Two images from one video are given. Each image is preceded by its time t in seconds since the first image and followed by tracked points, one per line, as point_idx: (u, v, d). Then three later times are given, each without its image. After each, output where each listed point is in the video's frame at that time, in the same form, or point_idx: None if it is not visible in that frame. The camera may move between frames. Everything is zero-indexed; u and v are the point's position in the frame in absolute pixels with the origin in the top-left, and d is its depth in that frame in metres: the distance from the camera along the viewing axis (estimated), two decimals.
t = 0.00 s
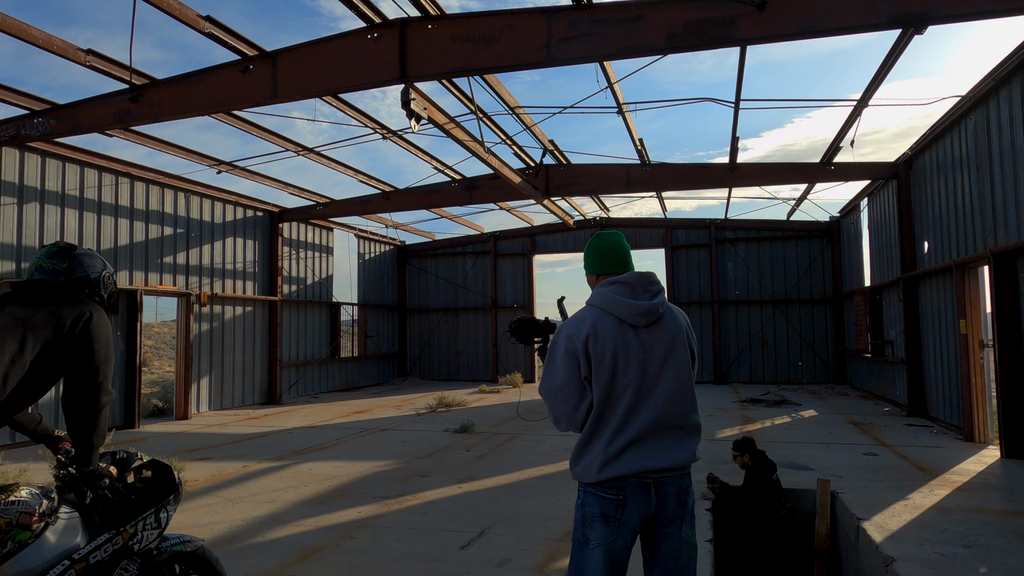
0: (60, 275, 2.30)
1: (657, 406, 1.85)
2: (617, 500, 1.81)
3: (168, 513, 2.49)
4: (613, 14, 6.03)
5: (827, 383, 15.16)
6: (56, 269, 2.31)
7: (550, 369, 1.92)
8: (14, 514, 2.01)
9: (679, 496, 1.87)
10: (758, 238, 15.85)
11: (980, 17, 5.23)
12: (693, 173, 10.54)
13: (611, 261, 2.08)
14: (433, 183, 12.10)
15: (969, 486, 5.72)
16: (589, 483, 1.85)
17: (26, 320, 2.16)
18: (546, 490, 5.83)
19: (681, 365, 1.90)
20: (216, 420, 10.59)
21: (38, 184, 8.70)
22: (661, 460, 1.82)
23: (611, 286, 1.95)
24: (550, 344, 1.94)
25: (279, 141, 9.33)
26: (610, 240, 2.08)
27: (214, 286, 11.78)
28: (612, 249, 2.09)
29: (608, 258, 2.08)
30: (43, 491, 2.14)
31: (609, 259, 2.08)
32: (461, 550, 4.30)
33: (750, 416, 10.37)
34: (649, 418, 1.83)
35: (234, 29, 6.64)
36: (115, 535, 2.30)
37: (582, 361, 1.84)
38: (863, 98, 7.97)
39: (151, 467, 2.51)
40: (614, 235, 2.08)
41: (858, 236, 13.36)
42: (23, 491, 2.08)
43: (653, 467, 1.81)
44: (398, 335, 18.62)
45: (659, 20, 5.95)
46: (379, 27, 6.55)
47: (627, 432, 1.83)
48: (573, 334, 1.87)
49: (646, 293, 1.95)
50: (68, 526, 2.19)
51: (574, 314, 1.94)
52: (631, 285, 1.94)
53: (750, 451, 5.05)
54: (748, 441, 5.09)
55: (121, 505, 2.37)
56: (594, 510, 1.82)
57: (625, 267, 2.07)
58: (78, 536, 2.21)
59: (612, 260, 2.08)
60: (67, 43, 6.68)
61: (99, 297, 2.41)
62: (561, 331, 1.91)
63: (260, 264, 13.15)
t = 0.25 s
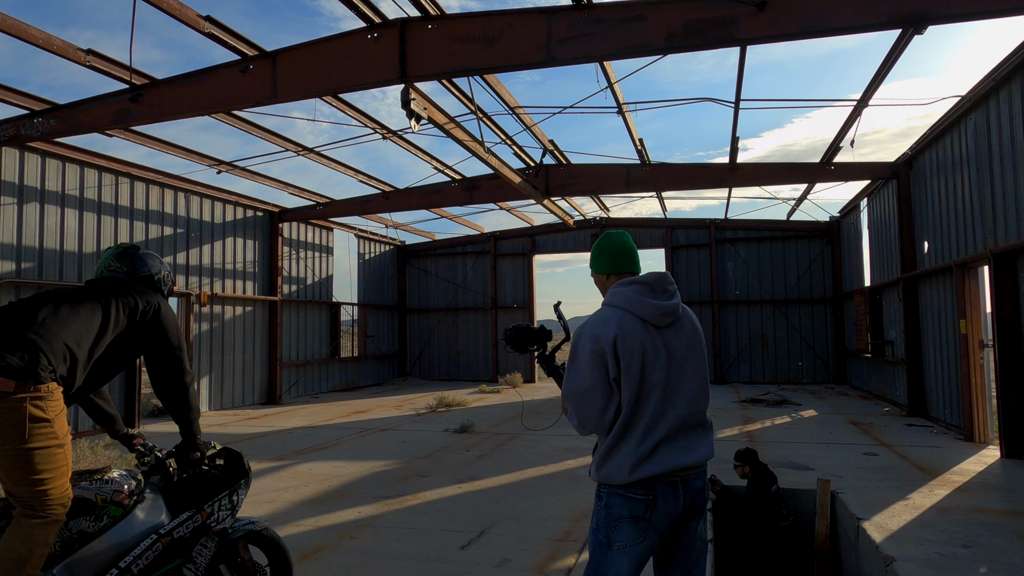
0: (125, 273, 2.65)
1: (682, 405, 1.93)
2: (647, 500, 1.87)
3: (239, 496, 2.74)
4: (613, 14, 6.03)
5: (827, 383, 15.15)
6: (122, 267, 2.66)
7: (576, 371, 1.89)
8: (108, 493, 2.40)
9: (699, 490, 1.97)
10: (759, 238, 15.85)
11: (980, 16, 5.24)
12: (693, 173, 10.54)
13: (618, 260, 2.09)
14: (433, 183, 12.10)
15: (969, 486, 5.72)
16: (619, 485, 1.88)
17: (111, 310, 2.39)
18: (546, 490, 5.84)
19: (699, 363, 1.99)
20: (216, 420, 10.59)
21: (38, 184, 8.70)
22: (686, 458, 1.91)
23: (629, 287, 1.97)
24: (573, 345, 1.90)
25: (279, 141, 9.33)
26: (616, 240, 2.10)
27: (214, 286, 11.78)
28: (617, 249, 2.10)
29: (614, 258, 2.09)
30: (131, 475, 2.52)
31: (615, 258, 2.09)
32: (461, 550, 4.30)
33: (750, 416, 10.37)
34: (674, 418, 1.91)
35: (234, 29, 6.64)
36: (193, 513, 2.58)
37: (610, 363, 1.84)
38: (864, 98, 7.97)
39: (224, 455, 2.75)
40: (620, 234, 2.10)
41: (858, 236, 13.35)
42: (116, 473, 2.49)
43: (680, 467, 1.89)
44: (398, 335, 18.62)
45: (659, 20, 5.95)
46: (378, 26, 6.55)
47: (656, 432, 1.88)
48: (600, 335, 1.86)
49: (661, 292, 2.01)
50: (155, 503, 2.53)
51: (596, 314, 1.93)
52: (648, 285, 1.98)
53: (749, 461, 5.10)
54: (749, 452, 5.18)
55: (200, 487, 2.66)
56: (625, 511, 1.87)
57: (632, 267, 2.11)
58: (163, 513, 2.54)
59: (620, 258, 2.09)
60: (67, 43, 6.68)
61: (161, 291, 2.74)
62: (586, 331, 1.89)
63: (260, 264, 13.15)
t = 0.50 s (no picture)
0: (197, 278, 2.84)
1: (690, 404, 1.95)
2: (659, 500, 1.88)
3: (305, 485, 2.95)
4: (613, 14, 6.03)
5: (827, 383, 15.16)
6: (194, 271, 2.85)
7: (588, 372, 1.86)
8: (199, 479, 2.53)
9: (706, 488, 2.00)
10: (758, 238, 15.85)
11: (980, 16, 5.23)
12: (693, 173, 10.54)
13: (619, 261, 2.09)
14: (433, 183, 12.11)
15: (969, 485, 5.72)
16: (630, 486, 1.88)
17: (187, 308, 2.61)
18: (547, 490, 5.84)
19: (705, 362, 2.03)
20: (216, 420, 10.60)
21: (38, 184, 8.69)
22: (696, 457, 1.93)
23: (637, 287, 1.98)
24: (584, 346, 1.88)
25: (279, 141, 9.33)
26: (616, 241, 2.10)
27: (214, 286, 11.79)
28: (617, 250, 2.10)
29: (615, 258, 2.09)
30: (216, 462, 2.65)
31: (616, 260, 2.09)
32: (461, 550, 4.30)
33: (750, 416, 10.38)
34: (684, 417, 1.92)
35: (234, 29, 6.64)
36: (270, 499, 2.74)
37: (622, 363, 1.83)
38: (863, 98, 7.96)
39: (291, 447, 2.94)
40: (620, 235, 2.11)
41: (858, 236, 13.35)
42: (203, 460, 2.61)
43: (691, 466, 1.91)
44: (398, 335, 18.63)
45: (659, 20, 5.95)
46: (379, 26, 6.54)
47: (668, 432, 1.89)
48: (613, 335, 1.85)
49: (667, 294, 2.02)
50: (236, 490, 2.67)
51: (605, 315, 1.92)
52: (655, 286, 1.99)
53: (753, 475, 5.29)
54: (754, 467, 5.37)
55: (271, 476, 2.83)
56: (636, 512, 1.87)
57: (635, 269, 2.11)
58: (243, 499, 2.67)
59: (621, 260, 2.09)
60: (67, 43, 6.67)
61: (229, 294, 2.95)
62: (598, 332, 1.88)
63: (260, 264, 13.16)
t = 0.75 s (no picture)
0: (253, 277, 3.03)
1: (689, 403, 1.95)
2: (658, 498, 1.88)
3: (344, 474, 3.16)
4: (613, 14, 6.03)
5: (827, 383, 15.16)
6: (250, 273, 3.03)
7: (588, 372, 1.86)
8: (262, 468, 2.78)
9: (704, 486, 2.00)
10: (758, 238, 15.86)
11: (980, 17, 5.24)
12: (693, 173, 10.54)
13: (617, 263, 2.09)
14: (433, 183, 12.11)
15: (969, 486, 5.72)
16: (629, 484, 1.88)
17: (241, 310, 2.83)
18: (547, 490, 5.84)
19: (703, 361, 2.03)
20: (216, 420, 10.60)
21: (38, 183, 8.69)
22: (695, 455, 1.93)
23: (635, 287, 1.98)
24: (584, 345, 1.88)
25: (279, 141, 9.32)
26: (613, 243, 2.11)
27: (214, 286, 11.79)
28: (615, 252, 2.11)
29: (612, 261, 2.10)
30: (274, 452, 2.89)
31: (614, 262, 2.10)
32: (461, 550, 4.30)
33: (750, 416, 10.38)
34: (683, 416, 1.92)
35: (234, 29, 6.64)
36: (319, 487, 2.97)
37: (622, 363, 1.83)
38: (863, 98, 7.97)
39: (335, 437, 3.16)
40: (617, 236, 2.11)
41: (858, 237, 13.35)
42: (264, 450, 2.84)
43: (691, 465, 1.91)
44: (399, 335, 18.63)
45: (659, 20, 5.95)
46: (378, 27, 6.55)
47: (667, 430, 1.89)
48: (613, 335, 1.85)
49: (666, 294, 2.03)
50: (290, 478, 2.91)
51: (604, 315, 1.92)
52: (653, 286, 2.00)
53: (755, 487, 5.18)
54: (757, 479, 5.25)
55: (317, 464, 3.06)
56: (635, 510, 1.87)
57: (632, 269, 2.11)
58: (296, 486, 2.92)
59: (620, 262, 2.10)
60: (67, 43, 6.68)
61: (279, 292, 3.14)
62: (598, 332, 1.88)
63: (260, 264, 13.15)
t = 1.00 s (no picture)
0: (294, 283, 3.12)
1: (687, 401, 1.95)
2: (657, 497, 1.88)
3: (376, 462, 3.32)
4: (613, 14, 6.03)
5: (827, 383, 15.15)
6: (291, 279, 3.13)
7: (586, 371, 1.86)
8: (309, 455, 2.94)
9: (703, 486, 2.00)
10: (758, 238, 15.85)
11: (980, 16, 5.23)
12: (693, 173, 10.54)
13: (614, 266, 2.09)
14: (434, 183, 12.11)
15: (969, 485, 5.72)
16: (628, 483, 1.88)
17: (286, 318, 2.92)
18: (547, 490, 5.84)
19: (700, 360, 2.03)
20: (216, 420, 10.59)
21: (38, 183, 8.68)
22: (694, 454, 1.93)
23: (633, 287, 1.98)
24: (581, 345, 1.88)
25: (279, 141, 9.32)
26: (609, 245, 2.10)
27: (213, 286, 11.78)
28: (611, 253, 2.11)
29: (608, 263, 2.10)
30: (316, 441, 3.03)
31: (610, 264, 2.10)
32: (461, 549, 4.29)
33: (751, 416, 10.38)
34: (681, 415, 1.92)
35: (234, 29, 6.63)
36: (356, 474, 3.14)
37: (620, 362, 1.83)
38: (864, 98, 7.96)
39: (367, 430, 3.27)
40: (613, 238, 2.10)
41: (858, 236, 13.34)
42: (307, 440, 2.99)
43: (689, 464, 1.91)
44: (399, 335, 18.63)
45: (659, 20, 5.95)
46: (379, 26, 6.54)
47: (665, 429, 1.89)
48: (611, 335, 1.85)
49: (663, 294, 2.03)
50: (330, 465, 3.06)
51: (602, 315, 1.92)
52: (650, 285, 2.00)
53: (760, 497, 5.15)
54: (762, 489, 5.21)
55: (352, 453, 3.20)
56: (634, 509, 1.87)
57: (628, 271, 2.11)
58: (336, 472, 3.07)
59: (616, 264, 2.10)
60: (67, 43, 6.67)
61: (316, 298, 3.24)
62: (595, 332, 1.88)
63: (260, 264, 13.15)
